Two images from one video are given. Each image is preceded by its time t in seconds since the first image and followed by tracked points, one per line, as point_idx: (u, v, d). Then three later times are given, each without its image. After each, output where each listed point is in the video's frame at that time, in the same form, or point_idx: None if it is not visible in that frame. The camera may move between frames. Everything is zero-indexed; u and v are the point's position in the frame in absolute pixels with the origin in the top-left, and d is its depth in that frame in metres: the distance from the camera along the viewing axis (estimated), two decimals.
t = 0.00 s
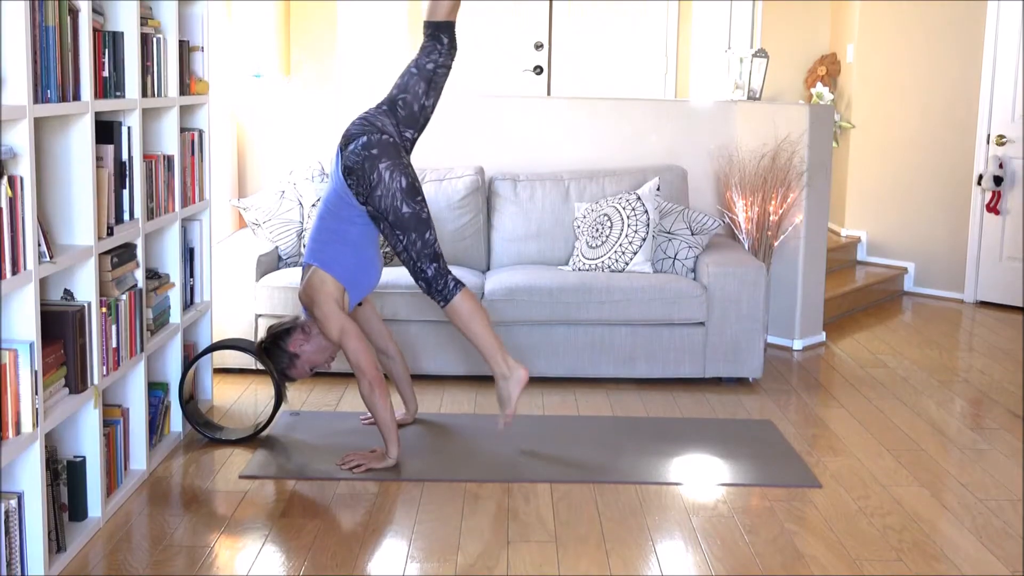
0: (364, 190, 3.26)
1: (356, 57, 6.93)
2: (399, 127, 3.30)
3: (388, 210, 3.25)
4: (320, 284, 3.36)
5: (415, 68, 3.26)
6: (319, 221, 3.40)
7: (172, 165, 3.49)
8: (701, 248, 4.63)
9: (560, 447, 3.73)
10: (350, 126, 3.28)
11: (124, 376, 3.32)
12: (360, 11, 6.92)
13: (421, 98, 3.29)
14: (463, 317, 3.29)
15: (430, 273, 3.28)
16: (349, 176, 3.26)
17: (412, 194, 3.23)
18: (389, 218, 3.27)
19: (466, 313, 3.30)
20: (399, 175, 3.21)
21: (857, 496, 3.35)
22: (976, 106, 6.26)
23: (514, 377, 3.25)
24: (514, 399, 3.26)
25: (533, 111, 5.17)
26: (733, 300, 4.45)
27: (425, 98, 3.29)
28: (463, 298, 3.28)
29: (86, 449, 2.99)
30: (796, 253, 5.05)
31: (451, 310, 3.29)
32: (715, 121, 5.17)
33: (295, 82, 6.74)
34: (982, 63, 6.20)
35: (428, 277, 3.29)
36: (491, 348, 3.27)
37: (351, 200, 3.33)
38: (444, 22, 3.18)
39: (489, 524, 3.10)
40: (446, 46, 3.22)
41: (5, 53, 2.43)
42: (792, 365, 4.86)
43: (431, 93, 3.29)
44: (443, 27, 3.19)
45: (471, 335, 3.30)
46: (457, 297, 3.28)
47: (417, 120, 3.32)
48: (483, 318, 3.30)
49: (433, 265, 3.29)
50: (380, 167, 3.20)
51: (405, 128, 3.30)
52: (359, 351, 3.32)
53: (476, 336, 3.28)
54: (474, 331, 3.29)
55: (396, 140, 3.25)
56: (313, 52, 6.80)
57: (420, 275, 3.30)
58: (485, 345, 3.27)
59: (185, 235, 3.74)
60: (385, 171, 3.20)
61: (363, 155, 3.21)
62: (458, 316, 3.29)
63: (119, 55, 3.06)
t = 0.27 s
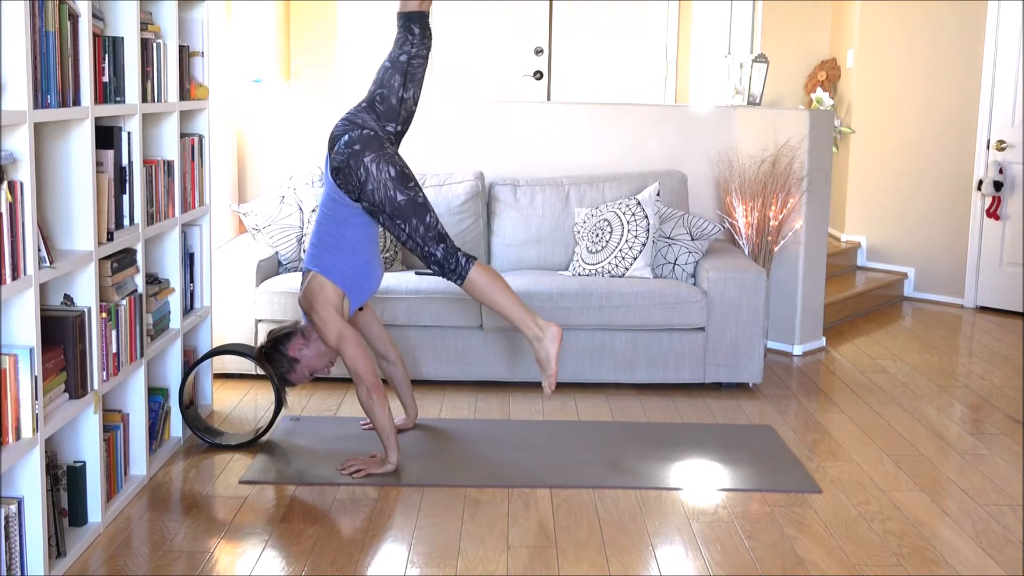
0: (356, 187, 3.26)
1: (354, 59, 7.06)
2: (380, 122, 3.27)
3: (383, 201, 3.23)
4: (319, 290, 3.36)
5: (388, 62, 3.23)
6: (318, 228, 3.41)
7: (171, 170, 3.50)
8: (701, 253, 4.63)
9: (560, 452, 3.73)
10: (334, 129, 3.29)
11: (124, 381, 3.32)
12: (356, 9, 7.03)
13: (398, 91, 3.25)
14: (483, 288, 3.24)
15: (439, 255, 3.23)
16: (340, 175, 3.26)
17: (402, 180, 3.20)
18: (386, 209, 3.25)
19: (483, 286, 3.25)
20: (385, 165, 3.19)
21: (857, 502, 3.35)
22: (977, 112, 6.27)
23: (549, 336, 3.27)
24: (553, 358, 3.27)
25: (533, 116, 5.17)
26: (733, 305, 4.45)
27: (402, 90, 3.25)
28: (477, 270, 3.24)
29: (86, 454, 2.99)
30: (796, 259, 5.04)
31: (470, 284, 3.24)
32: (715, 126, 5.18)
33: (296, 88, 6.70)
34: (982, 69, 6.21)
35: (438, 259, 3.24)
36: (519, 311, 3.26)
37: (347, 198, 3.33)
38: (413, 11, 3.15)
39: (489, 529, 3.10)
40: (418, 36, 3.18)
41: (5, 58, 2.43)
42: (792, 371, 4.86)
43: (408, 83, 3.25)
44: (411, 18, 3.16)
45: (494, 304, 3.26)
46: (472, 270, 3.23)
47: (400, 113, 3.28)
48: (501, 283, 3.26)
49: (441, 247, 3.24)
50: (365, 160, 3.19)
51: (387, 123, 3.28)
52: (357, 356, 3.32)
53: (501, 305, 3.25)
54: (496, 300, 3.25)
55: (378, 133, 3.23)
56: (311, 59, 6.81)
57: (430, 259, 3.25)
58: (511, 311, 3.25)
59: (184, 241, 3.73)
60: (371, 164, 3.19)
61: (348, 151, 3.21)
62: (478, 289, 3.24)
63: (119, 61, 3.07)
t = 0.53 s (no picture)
0: (352, 187, 3.23)
1: (354, 57, 6.95)
2: (370, 123, 3.25)
3: (380, 198, 3.20)
4: (318, 295, 3.36)
5: (371, 62, 3.21)
6: (318, 235, 3.41)
7: (171, 175, 3.50)
8: (701, 258, 4.63)
9: (560, 457, 3.73)
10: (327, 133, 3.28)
11: (124, 387, 3.32)
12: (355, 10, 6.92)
13: (383, 90, 3.22)
14: (491, 275, 3.24)
15: (441, 246, 3.21)
16: (335, 176, 3.25)
17: (397, 174, 3.17)
18: (383, 206, 3.22)
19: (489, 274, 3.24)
20: (378, 161, 3.16)
21: (857, 507, 3.34)
22: (977, 117, 6.27)
23: (561, 314, 3.32)
24: (568, 336, 3.32)
25: (533, 121, 5.18)
26: (733, 310, 4.45)
27: (387, 88, 3.22)
28: (482, 259, 3.22)
29: (86, 459, 2.99)
30: (796, 264, 5.04)
31: (477, 275, 3.23)
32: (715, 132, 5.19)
33: (295, 93, 6.80)
34: (982, 74, 6.21)
35: (441, 251, 3.21)
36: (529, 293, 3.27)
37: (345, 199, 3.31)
38: (389, 8, 3.12)
39: (489, 534, 3.10)
40: (397, 33, 3.15)
41: (5, 63, 2.44)
42: (792, 376, 4.86)
43: (392, 81, 3.22)
44: (390, 16, 3.12)
45: (502, 290, 3.26)
46: (476, 257, 3.21)
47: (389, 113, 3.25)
48: (505, 268, 3.26)
49: (442, 239, 3.22)
50: (357, 159, 3.17)
51: (377, 123, 3.25)
52: (355, 362, 3.33)
53: (511, 291, 3.25)
54: (504, 286, 3.24)
55: (368, 132, 3.21)
56: (312, 63, 6.83)
57: (433, 252, 3.22)
58: (520, 294, 3.26)
59: (184, 246, 3.73)
60: (363, 161, 3.16)
61: (340, 152, 3.19)
62: (486, 278, 3.24)
63: (120, 66, 3.07)
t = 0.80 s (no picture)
0: (347, 188, 3.22)
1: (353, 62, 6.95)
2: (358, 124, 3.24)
3: (376, 195, 3.19)
4: (318, 300, 3.36)
5: (352, 64, 3.20)
6: (319, 239, 3.41)
7: (171, 180, 3.51)
8: (701, 263, 4.64)
9: (560, 463, 3.73)
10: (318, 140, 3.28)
11: (124, 392, 3.32)
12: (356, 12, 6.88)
13: (367, 90, 3.21)
14: (499, 257, 3.19)
15: (445, 235, 3.19)
16: (329, 180, 3.23)
17: (389, 169, 3.15)
18: (380, 203, 3.20)
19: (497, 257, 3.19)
20: (369, 159, 3.15)
21: (857, 512, 3.34)
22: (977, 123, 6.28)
23: (576, 284, 3.28)
24: (586, 305, 3.28)
25: (533, 126, 5.18)
26: (733, 315, 4.45)
27: (371, 88, 3.21)
28: (487, 241, 3.18)
29: (86, 464, 2.99)
30: (796, 269, 5.04)
31: (485, 259, 3.19)
32: (715, 137, 5.20)
33: (295, 97, 6.81)
34: (982, 79, 6.22)
35: (446, 239, 3.20)
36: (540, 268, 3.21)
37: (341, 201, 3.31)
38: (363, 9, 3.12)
39: (489, 539, 3.10)
40: (375, 33, 3.15)
41: (5, 69, 2.44)
42: (792, 381, 4.86)
43: (376, 81, 3.20)
44: (366, 15, 3.12)
45: (512, 270, 3.20)
46: (480, 240, 3.18)
47: (376, 112, 3.23)
48: (512, 248, 3.20)
49: (444, 228, 3.19)
50: (348, 159, 3.16)
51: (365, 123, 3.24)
52: (355, 367, 3.33)
53: (522, 270, 3.19)
54: (513, 266, 3.19)
55: (357, 133, 3.20)
56: (313, 69, 6.86)
57: (438, 242, 3.20)
58: (532, 271, 3.20)
59: (184, 251, 3.74)
60: (354, 161, 3.15)
61: (330, 155, 3.18)
62: (496, 261, 3.19)
63: (119, 72, 3.08)
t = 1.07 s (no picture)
0: (343, 189, 3.11)
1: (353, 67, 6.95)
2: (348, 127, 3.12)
3: (372, 193, 3.07)
4: (318, 303, 3.36)
5: (335, 69, 3.08)
6: (319, 243, 3.39)
7: (171, 185, 3.52)
8: (701, 268, 4.65)
9: (560, 468, 3.72)
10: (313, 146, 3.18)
11: (124, 397, 3.32)
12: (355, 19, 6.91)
13: (353, 92, 3.08)
14: (506, 233, 3.00)
15: (447, 221, 3.00)
16: (326, 183, 3.14)
17: (380, 165, 3.03)
18: (378, 200, 3.07)
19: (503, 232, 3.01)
20: (358, 158, 3.03)
21: (857, 517, 3.34)
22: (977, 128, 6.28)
23: (588, 246, 3.07)
24: (602, 266, 3.08)
25: (533, 131, 5.18)
26: (734, 321, 4.45)
27: (356, 90, 3.07)
28: (492, 220, 3.01)
29: (86, 469, 2.99)
30: (796, 274, 5.04)
31: (493, 238, 3.02)
32: (716, 142, 5.21)
33: (295, 103, 6.81)
34: (983, 84, 6.22)
35: (449, 225, 3.02)
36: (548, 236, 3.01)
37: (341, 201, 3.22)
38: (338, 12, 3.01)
39: (489, 544, 3.10)
40: (353, 36, 3.03)
41: (5, 75, 2.45)
42: (792, 386, 4.86)
43: (361, 82, 3.07)
44: (343, 18, 3.01)
45: (522, 243, 3.01)
46: (483, 219, 3.01)
47: (364, 114, 3.10)
48: (516, 220, 3.01)
49: (445, 213, 3.01)
50: (339, 162, 3.05)
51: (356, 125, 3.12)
52: (355, 370, 3.34)
53: (530, 240, 3.00)
54: (520, 239, 3.00)
55: (347, 136, 3.09)
56: (313, 75, 6.85)
57: (442, 229, 3.03)
58: (540, 239, 3.01)
59: (184, 256, 3.74)
60: (345, 163, 3.04)
61: (322, 160, 3.08)
62: (504, 237, 3.01)
63: (119, 76, 3.08)
